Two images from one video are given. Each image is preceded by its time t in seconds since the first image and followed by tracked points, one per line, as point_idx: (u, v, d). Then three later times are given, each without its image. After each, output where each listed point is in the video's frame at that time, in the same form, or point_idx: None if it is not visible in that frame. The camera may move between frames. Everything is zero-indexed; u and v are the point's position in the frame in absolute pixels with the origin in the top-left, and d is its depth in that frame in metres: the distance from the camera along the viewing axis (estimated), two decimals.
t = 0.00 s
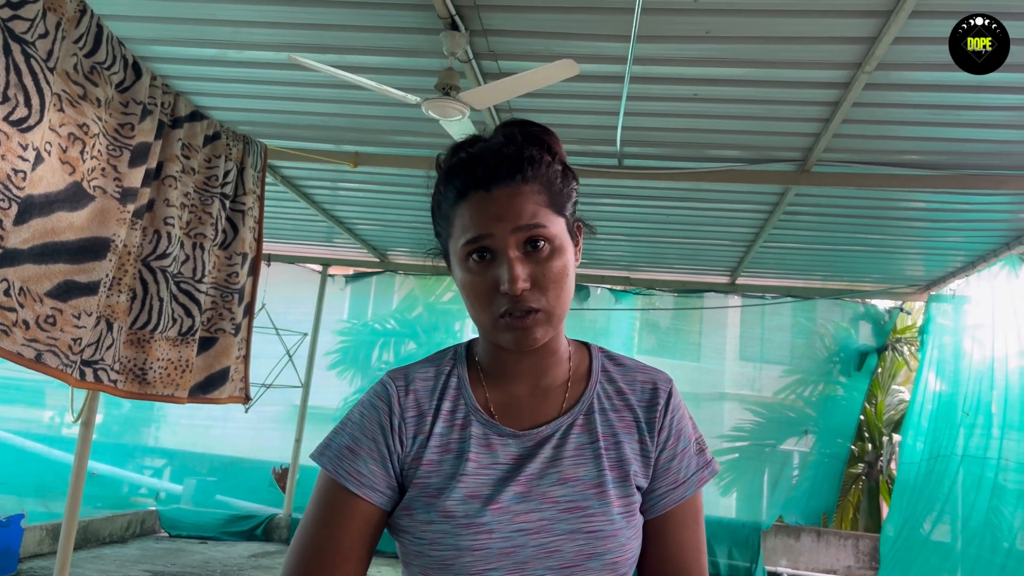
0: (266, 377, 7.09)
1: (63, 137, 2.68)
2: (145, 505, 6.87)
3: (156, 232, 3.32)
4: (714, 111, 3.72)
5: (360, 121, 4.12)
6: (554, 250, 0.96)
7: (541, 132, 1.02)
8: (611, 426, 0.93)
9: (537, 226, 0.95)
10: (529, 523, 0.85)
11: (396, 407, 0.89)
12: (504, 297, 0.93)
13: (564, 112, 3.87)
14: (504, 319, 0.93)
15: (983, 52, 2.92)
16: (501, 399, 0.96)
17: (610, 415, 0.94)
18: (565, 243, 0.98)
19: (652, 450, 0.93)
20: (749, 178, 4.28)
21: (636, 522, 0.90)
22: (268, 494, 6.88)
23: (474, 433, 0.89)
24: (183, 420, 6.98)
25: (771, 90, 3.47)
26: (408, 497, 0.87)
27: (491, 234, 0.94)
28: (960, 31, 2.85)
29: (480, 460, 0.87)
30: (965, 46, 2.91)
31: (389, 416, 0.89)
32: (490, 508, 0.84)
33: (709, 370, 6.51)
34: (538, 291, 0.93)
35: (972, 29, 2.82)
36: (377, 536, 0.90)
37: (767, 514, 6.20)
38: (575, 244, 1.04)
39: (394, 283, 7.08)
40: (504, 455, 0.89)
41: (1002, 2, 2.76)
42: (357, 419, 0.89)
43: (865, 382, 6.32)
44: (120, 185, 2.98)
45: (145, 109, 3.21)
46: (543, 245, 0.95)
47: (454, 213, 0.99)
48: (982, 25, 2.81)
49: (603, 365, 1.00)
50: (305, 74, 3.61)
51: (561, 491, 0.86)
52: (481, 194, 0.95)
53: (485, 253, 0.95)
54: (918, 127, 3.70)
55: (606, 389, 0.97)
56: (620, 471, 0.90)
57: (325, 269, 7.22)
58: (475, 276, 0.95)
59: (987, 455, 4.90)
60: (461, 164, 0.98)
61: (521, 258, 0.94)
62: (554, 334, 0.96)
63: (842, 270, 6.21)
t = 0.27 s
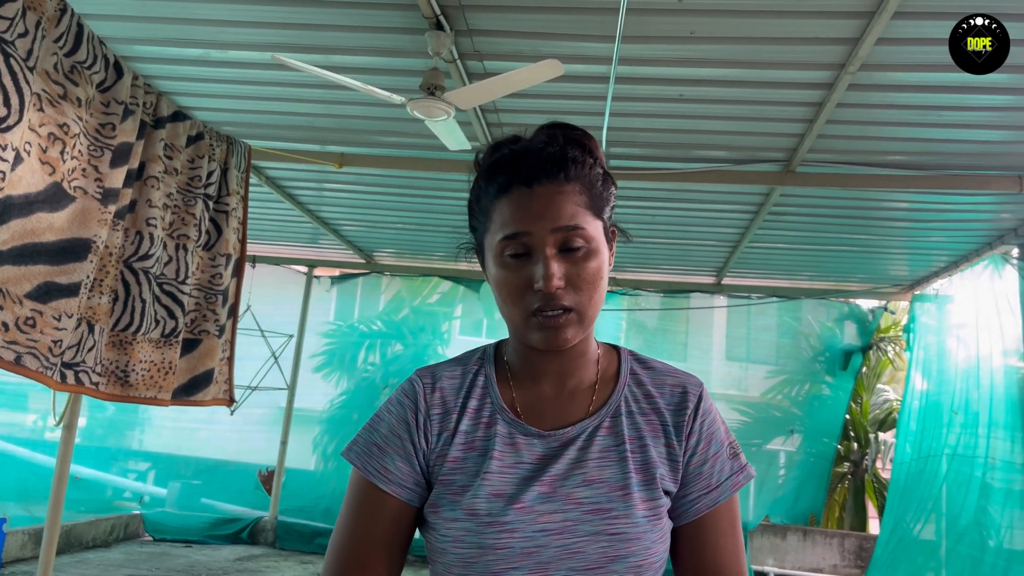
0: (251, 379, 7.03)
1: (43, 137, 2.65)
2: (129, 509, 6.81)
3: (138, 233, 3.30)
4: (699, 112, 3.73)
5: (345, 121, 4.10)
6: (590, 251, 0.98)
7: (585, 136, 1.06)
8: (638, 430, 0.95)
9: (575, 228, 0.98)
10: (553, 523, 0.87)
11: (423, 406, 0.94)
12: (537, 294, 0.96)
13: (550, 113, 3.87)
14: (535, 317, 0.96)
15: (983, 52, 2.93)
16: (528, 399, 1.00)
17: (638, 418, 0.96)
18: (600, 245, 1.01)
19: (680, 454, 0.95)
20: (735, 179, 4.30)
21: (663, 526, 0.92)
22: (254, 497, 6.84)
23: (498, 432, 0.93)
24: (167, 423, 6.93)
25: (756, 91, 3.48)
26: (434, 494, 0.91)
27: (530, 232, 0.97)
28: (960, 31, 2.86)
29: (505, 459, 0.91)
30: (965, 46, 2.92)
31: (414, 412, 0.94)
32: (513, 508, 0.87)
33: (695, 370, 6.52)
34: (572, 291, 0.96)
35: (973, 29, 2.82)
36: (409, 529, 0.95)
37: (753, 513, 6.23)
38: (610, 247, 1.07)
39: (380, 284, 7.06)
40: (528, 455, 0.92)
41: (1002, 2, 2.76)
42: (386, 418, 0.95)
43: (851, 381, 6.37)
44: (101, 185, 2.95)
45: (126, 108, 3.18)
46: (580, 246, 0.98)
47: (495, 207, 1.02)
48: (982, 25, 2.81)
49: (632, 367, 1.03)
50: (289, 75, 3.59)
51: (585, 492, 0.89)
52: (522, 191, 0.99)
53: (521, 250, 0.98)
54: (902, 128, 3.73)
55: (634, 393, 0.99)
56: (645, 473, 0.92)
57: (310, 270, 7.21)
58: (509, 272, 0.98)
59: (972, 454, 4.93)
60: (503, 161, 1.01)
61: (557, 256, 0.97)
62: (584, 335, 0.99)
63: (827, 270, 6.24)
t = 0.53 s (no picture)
0: (239, 378, 7.00)
1: (26, 134, 2.63)
2: (116, 509, 6.76)
3: (124, 232, 3.28)
4: (686, 110, 3.74)
5: (332, 119, 4.08)
6: (609, 259, 0.98)
7: (613, 140, 1.05)
8: (648, 427, 0.95)
9: (596, 235, 0.97)
10: (561, 518, 0.87)
11: (434, 400, 0.94)
12: (554, 297, 0.96)
13: (538, 110, 3.87)
14: (550, 320, 0.97)
15: (983, 52, 2.94)
16: (538, 392, 1.00)
17: (648, 416, 0.97)
18: (619, 251, 1.01)
19: (689, 453, 0.95)
20: (723, 176, 4.31)
21: (669, 523, 0.92)
22: (243, 496, 6.81)
23: (508, 426, 0.93)
24: (154, 423, 6.90)
25: (743, 89, 3.49)
26: (443, 487, 0.90)
27: (551, 236, 0.97)
28: (961, 31, 2.87)
29: (514, 452, 0.91)
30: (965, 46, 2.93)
31: (424, 405, 0.94)
32: (522, 501, 0.87)
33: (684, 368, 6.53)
34: (587, 297, 0.97)
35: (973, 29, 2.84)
36: (420, 520, 0.94)
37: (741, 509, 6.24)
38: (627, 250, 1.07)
39: (368, 283, 7.03)
40: (537, 448, 0.92)
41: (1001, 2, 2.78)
42: (397, 410, 0.94)
43: (838, 378, 6.40)
44: (86, 183, 2.93)
45: (111, 106, 3.15)
46: (600, 253, 0.98)
47: (517, 206, 1.01)
48: (982, 25, 2.83)
49: (642, 366, 1.03)
50: (275, 72, 3.57)
51: (594, 488, 0.89)
52: (547, 193, 0.98)
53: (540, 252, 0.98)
54: (889, 126, 3.75)
55: (644, 391, 0.99)
56: (654, 471, 0.92)
57: (298, 269, 7.18)
58: (527, 273, 0.97)
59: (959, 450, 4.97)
60: (530, 162, 1.00)
61: (576, 262, 0.97)
62: (597, 340, 1.00)
63: (816, 268, 6.26)
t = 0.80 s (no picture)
0: (232, 374, 6.98)
1: (16, 129, 2.61)
2: (107, 505, 6.73)
3: (114, 227, 3.27)
4: (679, 105, 3.74)
5: (324, 114, 4.07)
6: (614, 257, 0.98)
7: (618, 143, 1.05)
8: (647, 414, 0.96)
9: (602, 233, 0.97)
10: (558, 499, 0.87)
11: (435, 382, 0.95)
12: (559, 293, 0.96)
13: (531, 105, 3.86)
14: (555, 316, 0.97)
15: (983, 52, 2.96)
16: (537, 378, 1.00)
17: (646, 403, 0.97)
18: (624, 251, 1.01)
19: (687, 440, 0.95)
20: (715, 172, 4.32)
21: (667, 507, 0.92)
22: (235, 492, 6.80)
23: (507, 408, 0.93)
24: (146, 419, 6.88)
25: (736, 84, 3.49)
26: (441, 468, 0.90)
27: (557, 234, 0.97)
28: (961, 30, 2.90)
29: (512, 434, 0.91)
30: (965, 46, 2.96)
31: (426, 387, 0.95)
32: (521, 481, 0.87)
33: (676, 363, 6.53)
34: (592, 295, 0.96)
35: (973, 29, 2.86)
36: (420, 501, 0.95)
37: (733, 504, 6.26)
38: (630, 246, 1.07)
39: (361, 278, 7.00)
40: (535, 430, 0.92)
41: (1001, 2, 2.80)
42: (398, 393, 0.95)
43: (830, 373, 6.42)
44: (76, 178, 2.92)
45: (101, 100, 3.14)
46: (605, 252, 0.98)
47: (524, 203, 1.00)
48: (982, 25, 2.85)
49: (641, 359, 1.03)
50: (266, 66, 3.56)
51: (592, 470, 0.89)
52: (554, 192, 0.98)
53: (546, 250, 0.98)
54: (882, 121, 3.76)
55: (643, 380, 1.00)
56: (651, 456, 0.92)
57: (290, 265, 7.13)
58: (532, 269, 0.97)
59: (948, 445, 5.01)
60: (538, 160, 1.00)
61: (582, 259, 0.97)
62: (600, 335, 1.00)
63: (808, 263, 6.28)
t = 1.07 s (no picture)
0: (228, 368, 6.99)
1: (11, 123, 2.60)
2: (104, 500, 6.73)
3: (110, 221, 3.26)
4: (675, 98, 3.74)
5: (319, 108, 4.07)
6: (605, 241, 1.02)
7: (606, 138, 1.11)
8: (638, 404, 0.98)
9: (594, 217, 1.01)
10: (550, 486, 0.89)
11: (430, 374, 0.97)
12: (553, 274, 0.99)
13: (526, 99, 3.86)
14: (550, 296, 1.00)
15: (983, 52, 3.02)
16: (531, 368, 1.03)
17: (637, 394, 0.99)
18: (614, 237, 1.05)
19: (678, 431, 0.97)
20: (711, 165, 4.32)
21: (658, 496, 0.94)
22: (232, 487, 6.80)
23: (499, 398, 0.95)
24: (142, 414, 6.87)
25: (731, 78, 3.49)
26: (436, 457, 0.93)
27: (552, 217, 1.01)
28: (960, 31, 2.95)
29: (505, 423, 0.93)
30: (965, 46, 3.02)
31: (420, 379, 0.97)
32: (513, 469, 0.89)
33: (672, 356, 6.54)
34: (585, 276, 1.00)
35: (973, 29, 2.92)
36: (417, 493, 0.98)
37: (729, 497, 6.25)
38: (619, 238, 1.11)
39: (357, 273, 7.02)
40: (527, 419, 0.94)
41: (1001, 4, 2.86)
42: (392, 386, 0.97)
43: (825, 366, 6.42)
44: (72, 172, 2.91)
45: (97, 94, 3.13)
46: (598, 235, 1.02)
47: (519, 191, 1.05)
48: (982, 25, 2.91)
49: (632, 351, 1.05)
50: (261, 61, 3.55)
51: (583, 458, 0.91)
52: (548, 175, 1.03)
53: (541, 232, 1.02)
54: (878, 115, 3.76)
55: (635, 372, 1.02)
56: (642, 445, 0.94)
57: (286, 259, 7.15)
58: (528, 252, 1.01)
59: (942, 437, 5.03)
60: (532, 149, 1.05)
61: (575, 240, 1.01)
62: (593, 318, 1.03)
63: (803, 257, 6.30)
